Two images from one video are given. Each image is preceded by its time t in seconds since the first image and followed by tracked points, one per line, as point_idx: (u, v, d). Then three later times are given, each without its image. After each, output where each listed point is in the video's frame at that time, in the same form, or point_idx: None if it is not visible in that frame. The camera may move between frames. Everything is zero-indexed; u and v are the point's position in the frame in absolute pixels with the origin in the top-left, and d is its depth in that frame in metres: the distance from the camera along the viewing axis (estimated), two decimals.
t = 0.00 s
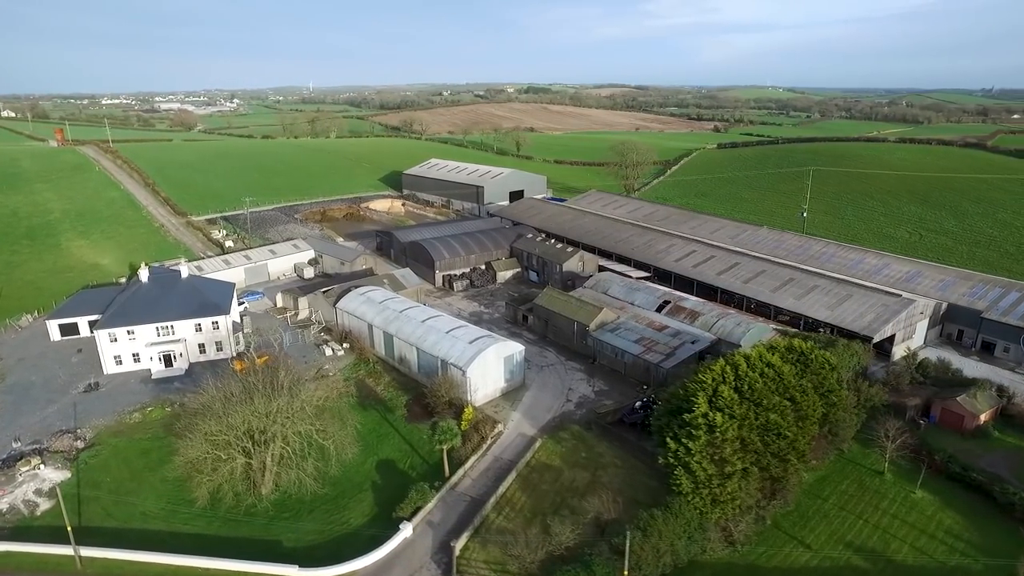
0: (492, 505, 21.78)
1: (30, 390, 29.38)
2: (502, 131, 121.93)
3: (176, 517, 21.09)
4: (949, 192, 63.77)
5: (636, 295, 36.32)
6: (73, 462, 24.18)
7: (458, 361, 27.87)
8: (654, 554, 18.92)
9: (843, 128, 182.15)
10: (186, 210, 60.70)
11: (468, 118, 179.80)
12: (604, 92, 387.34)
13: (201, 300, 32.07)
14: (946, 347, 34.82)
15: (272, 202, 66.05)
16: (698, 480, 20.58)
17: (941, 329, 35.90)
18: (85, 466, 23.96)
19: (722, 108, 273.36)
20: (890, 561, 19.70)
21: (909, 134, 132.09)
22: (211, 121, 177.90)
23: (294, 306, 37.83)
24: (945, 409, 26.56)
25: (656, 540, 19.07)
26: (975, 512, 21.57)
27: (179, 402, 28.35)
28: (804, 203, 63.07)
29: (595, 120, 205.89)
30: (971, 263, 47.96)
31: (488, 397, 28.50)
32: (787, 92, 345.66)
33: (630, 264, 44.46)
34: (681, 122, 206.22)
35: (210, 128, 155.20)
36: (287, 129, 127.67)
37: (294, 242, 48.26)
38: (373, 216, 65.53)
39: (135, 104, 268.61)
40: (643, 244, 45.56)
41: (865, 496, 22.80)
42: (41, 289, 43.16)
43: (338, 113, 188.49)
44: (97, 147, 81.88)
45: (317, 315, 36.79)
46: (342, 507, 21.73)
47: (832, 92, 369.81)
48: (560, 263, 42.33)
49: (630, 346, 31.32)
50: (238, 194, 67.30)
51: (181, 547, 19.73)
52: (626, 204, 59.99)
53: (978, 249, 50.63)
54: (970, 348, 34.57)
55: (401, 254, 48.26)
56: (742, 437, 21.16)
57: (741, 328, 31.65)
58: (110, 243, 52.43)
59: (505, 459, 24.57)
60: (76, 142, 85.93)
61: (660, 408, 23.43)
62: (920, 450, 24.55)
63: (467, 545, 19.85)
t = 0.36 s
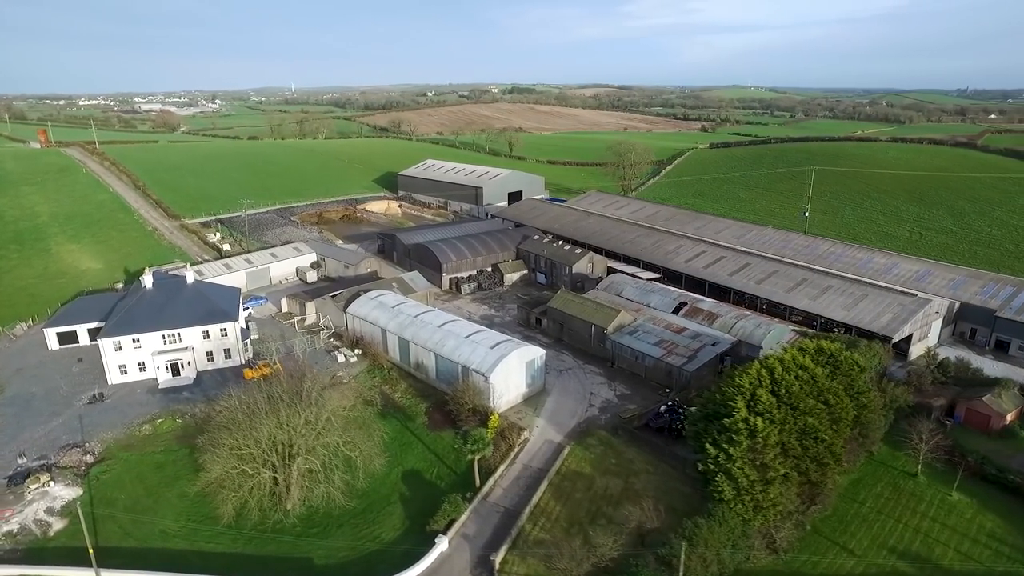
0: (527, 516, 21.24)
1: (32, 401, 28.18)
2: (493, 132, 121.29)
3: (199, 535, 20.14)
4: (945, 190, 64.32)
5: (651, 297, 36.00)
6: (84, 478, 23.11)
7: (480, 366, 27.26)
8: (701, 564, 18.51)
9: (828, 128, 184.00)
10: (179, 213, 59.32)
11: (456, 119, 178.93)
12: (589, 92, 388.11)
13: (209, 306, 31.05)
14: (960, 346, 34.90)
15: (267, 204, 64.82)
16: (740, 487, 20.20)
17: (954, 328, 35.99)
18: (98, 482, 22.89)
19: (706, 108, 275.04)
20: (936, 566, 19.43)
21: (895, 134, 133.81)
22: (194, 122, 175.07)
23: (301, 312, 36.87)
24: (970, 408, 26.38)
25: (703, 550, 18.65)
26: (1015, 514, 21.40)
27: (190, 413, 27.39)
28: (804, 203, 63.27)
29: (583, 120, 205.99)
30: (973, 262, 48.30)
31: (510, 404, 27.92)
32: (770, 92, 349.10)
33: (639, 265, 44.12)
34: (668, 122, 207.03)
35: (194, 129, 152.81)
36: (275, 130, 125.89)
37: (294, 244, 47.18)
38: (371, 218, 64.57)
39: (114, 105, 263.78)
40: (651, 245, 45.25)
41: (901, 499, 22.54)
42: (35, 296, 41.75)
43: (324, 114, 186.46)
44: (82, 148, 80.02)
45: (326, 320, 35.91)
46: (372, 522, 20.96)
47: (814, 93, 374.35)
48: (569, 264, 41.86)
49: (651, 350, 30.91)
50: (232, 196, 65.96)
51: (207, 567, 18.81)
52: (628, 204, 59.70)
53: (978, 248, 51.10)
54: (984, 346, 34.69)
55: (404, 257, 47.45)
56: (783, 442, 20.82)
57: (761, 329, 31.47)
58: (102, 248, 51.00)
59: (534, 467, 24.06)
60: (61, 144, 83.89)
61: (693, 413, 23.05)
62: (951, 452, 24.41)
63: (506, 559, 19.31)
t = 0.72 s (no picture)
0: (562, 526, 20.79)
1: (35, 412, 27.18)
2: (486, 132, 120.68)
3: (222, 552, 19.34)
4: (942, 189, 64.69)
5: (665, 299, 35.71)
6: (97, 492, 22.22)
7: (502, 372, 26.72)
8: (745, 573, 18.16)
9: (817, 128, 185.35)
10: (175, 216, 58.11)
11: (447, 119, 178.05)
12: (577, 92, 388.37)
13: (217, 312, 30.14)
14: (974, 346, 34.91)
15: (264, 206, 63.70)
16: (779, 493, 19.88)
17: (967, 327, 36.00)
18: (111, 497, 21.99)
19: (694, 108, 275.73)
20: (978, 572, 19.18)
21: (884, 134, 135.18)
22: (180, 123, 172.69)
23: (309, 316, 36.05)
24: (994, 409, 26.11)
25: (747, 559, 18.28)
26: None
27: (202, 423, 26.52)
28: (804, 203, 63.35)
29: (573, 120, 205.93)
30: (977, 260, 48.48)
31: (531, 409, 27.44)
32: (756, 92, 351.74)
33: (647, 266, 43.82)
34: (657, 122, 207.51)
35: (181, 130, 150.54)
36: (265, 130, 124.21)
37: (296, 247, 46.25)
38: (370, 219, 63.75)
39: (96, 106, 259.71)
40: (659, 245, 44.95)
41: (935, 502, 22.30)
42: (30, 302, 40.57)
43: (312, 114, 184.60)
44: (71, 150, 78.33)
45: (335, 325, 35.13)
46: (401, 534, 20.33)
47: (799, 93, 377.80)
48: (579, 266, 41.44)
49: (671, 352, 30.58)
50: (227, 198, 64.74)
51: None
52: (630, 205, 59.40)
53: (980, 246, 51.44)
54: (997, 345, 34.73)
55: (409, 259, 46.72)
56: (820, 446, 20.53)
57: (781, 331, 31.27)
58: (97, 252, 49.76)
59: (563, 475, 23.64)
60: (48, 145, 82.17)
61: (726, 417, 22.72)
62: (981, 454, 24.23)
63: (544, 572, 18.89)
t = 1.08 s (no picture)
0: (602, 536, 20.29)
1: (40, 426, 26.02)
2: (478, 133, 119.86)
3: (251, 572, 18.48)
4: (939, 188, 65.18)
5: (681, 301, 35.39)
6: (112, 511, 21.19)
7: (527, 377, 26.16)
8: None
9: (803, 127, 186.88)
10: (168, 219, 56.70)
11: (435, 119, 176.83)
12: (562, 92, 388.65)
13: (228, 319, 29.16)
14: (987, 344, 35.00)
15: (259, 208, 62.39)
16: (825, 499, 19.50)
17: (979, 326, 36.09)
18: (128, 516, 21.00)
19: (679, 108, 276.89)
20: None
21: (871, 133, 136.65)
22: (163, 124, 169.55)
23: (318, 322, 35.12)
24: (1019, 410, 25.87)
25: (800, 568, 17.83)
26: None
27: (217, 435, 25.53)
28: (803, 202, 63.49)
29: (561, 120, 205.66)
30: (980, 258, 48.75)
31: (556, 415, 26.93)
32: (740, 93, 354.76)
33: (657, 267, 43.46)
34: (645, 122, 207.99)
35: (164, 132, 147.85)
36: (252, 130, 122.25)
37: (299, 250, 45.21)
38: (368, 221, 62.77)
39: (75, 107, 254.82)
40: (668, 246, 44.64)
41: (974, 504, 22.06)
42: (23, 310, 39.14)
43: (298, 115, 182.35)
44: (56, 152, 76.33)
45: (345, 330, 34.29)
46: (437, 549, 19.59)
47: (782, 93, 381.60)
48: (590, 268, 40.96)
49: (692, 355, 30.25)
50: (221, 201, 63.36)
51: None
52: (633, 205, 59.08)
53: (980, 245, 51.82)
54: (1010, 344, 34.85)
55: (414, 262, 45.90)
56: (864, 451, 20.18)
57: (801, 332, 31.04)
58: (90, 257, 48.29)
59: (596, 483, 23.19)
60: (31, 147, 79.93)
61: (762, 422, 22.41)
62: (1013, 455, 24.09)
63: None
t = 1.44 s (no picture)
0: (639, 546, 19.87)
1: (44, 439, 24.99)
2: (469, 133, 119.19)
3: None
4: (934, 188, 65.68)
5: (695, 303, 35.14)
6: (128, 529, 20.30)
7: (550, 383, 25.69)
8: None
9: (789, 127, 188.37)
10: (162, 223, 55.46)
11: (424, 119, 175.79)
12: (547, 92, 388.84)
13: (237, 325, 28.27)
14: (998, 344, 35.10)
15: (254, 211, 61.31)
16: (866, 504, 19.15)
17: (989, 325, 36.21)
18: (145, 534, 20.12)
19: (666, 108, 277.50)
20: None
21: (858, 132, 138.04)
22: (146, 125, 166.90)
23: (326, 327, 34.32)
24: None
25: None
26: None
27: (231, 447, 24.68)
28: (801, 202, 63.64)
29: (549, 120, 205.52)
30: (981, 256, 49.03)
31: (578, 421, 26.51)
32: (724, 93, 357.39)
33: (664, 269, 43.17)
34: (633, 122, 208.48)
35: (148, 133, 145.38)
36: (240, 131, 120.46)
37: (300, 254, 44.31)
38: (366, 223, 61.92)
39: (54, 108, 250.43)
40: (675, 247, 44.40)
41: (1007, 507, 21.94)
42: (17, 317, 37.91)
43: (284, 115, 180.43)
44: (42, 154, 74.54)
45: (355, 336, 33.53)
46: (472, 562, 18.96)
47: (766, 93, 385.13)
48: (599, 270, 40.58)
49: (711, 358, 30.00)
50: (215, 204, 62.14)
51: None
52: (634, 205, 58.82)
53: (980, 243, 52.24)
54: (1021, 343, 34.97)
55: (418, 265, 45.20)
56: (902, 455, 19.86)
57: (819, 334, 30.93)
58: (83, 262, 47.02)
59: (626, 491, 22.84)
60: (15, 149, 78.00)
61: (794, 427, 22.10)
62: None
63: None
